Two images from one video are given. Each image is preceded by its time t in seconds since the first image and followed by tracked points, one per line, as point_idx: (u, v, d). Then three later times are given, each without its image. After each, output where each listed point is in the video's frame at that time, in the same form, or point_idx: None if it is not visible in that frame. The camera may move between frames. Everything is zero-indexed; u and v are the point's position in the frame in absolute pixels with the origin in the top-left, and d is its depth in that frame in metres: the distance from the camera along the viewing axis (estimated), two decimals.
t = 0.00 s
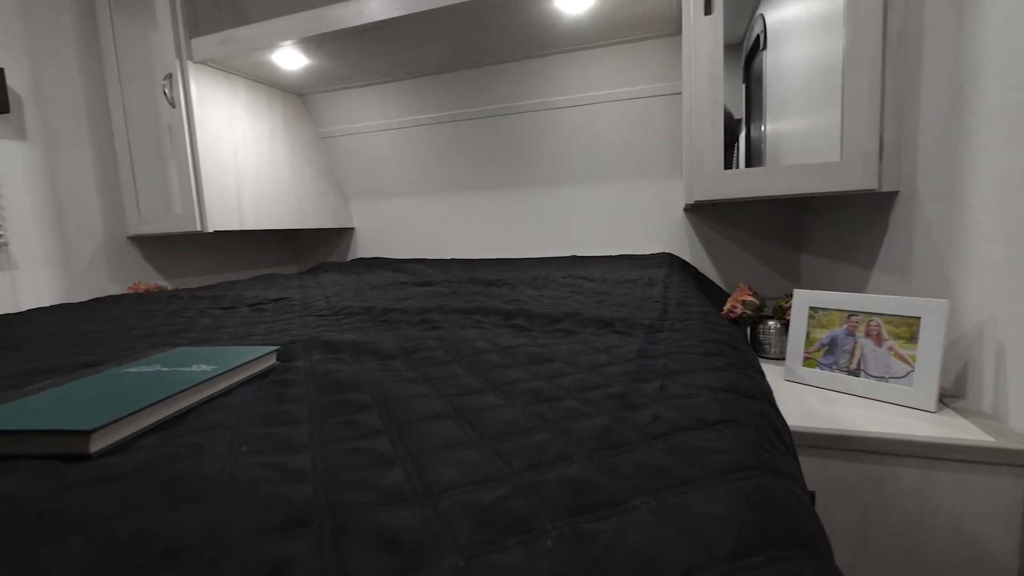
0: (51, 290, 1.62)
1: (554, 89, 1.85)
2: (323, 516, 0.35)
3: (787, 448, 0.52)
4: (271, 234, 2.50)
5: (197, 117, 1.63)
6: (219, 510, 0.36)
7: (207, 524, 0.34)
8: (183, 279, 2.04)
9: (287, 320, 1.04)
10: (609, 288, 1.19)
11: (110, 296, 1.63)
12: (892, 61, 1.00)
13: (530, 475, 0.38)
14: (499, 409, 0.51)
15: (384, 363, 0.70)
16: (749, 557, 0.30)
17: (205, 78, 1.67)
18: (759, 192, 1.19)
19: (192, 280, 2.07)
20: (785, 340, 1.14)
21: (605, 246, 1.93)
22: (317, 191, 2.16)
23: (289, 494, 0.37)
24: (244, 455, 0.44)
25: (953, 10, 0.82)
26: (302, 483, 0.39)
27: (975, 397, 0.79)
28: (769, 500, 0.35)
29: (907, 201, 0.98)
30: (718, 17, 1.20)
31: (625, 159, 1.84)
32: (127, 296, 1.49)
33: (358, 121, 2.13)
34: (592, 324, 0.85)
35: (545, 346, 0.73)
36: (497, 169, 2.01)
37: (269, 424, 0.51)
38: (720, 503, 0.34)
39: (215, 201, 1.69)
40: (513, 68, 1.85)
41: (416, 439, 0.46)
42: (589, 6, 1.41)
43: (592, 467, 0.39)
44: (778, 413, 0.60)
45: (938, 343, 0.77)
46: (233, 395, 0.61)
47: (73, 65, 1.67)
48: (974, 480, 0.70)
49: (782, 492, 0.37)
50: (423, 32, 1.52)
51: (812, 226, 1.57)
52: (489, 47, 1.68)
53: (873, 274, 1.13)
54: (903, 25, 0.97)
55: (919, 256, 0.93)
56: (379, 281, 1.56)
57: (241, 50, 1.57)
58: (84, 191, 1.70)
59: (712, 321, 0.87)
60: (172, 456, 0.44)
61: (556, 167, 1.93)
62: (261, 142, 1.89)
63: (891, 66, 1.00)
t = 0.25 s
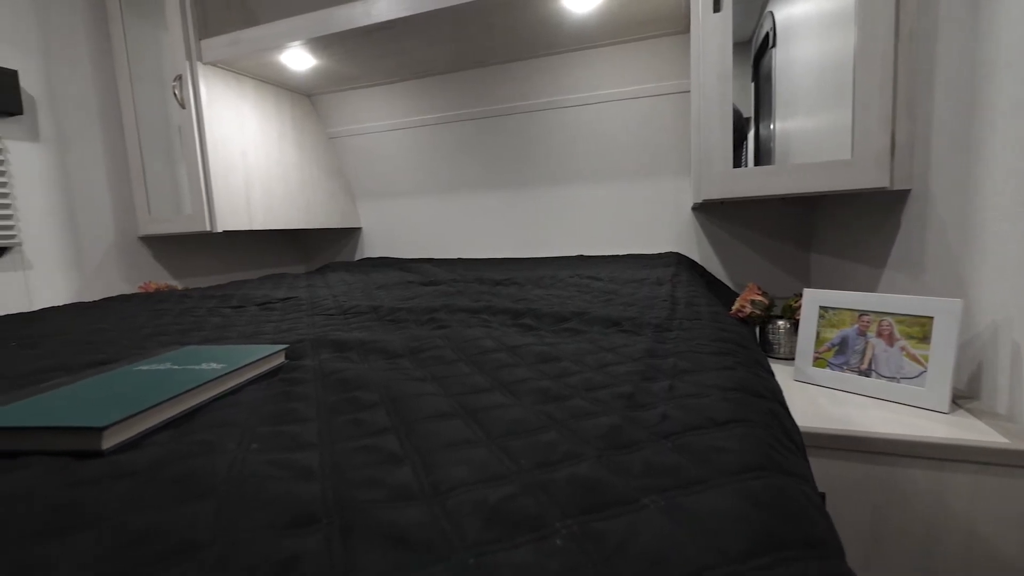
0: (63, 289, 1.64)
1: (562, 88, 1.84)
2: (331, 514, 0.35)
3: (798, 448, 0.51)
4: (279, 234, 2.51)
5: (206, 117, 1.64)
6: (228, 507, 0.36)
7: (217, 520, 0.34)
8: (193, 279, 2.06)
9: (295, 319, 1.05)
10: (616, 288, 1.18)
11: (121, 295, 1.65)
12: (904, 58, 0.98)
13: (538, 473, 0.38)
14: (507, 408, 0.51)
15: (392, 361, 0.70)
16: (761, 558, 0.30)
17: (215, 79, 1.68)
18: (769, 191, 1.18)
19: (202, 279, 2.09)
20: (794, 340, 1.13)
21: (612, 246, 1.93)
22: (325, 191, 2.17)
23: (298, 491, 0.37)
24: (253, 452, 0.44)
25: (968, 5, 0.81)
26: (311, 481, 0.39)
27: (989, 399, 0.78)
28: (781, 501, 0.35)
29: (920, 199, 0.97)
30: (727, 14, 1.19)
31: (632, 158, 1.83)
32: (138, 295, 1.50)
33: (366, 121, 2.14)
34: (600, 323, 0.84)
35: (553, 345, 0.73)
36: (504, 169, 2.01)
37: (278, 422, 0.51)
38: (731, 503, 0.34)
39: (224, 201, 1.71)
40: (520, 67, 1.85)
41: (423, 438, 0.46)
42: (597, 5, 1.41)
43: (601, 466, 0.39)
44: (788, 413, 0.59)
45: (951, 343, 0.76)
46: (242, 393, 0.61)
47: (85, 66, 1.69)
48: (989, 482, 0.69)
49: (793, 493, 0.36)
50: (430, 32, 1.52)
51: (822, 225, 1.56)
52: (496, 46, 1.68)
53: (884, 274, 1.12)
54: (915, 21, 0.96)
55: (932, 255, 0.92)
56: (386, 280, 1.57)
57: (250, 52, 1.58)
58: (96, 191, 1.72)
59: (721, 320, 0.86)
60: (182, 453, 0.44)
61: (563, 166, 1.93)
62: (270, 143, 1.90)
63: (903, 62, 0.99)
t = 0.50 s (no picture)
0: (75, 288, 1.66)
1: (569, 87, 1.84)
2: (340, 512, 0.35)
3: (809, 448, 0.51)
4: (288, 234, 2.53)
5: (216, 118, 1.66)
6: (239, 504, 0.36)
7: (228, 517, 0.34)
8: (203, 278, 2.07)
9: (304, 318, 1.06)
10: (624, 287, 1.18)
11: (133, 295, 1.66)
12: (917, 55, 0.97)
13: (548, 472, 0.38)
14: (515, 407, 0.51)
15: (400, 360, 0.70)
16: (773, 559, 0.29)
17: (225, 80, 1.69)
18: (779, 190, 1.17)
19: (212, 279, 2.11)
20: (805, 340, 1.12)
21: (620, 245, 1.92)
22: (333, 191, 2.18)
23: (308, 489, 0.37)
24: (263, 450, 0.44)
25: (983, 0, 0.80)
26: (321, 479, 0.39)
27: (1004, 400, 0.77)
28: (793, 501, 0.34)
29: (933, 197, 0.96)
30: (736, 12, 1.19)
31: (640, 157, 1.83)
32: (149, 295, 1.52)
33: (373, 121, 2.14)
34: (608, 322, 0.84)
35: (561, 344, 0.73)
36: (511, 168, 2.01)
37: (287, 420, 0.51)
38: (743, 503, 0.34)
39: (233, 202, 1.72)
40: (527, 66, 1.85)
41: (432, 436, 0.46)
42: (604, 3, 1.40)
43: (610, 466, 0.38)
44: (799, 413, 0.59)
45: (966, 344, 0.75)
46: (252, 391, 0.61)
47: (97, 69, 1.71)
48: (1005, 484, 0.68)
49: (805, 493, 0.36)
50: (438, 32, 1.53)
51: (833, 224, 1.54)
52: (503, 46, 1.68)
53: (896, 274, 1.10)
54: (927, 18, 0.95)
55: (945, 254, 0.91)
56: (394, 280, 1.57)
57: (259, 53, 1.59)
58: (108, 192, 1.74)
59: (731, 320, 0.86)
60: (192, 451, 0.45)
61: (570, 166, 1.92)
62: (279, 144, 1.91)
63: (915, 59, 0.98)
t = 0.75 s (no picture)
0: (88, 288, 1.68)
1: (577, 86, 1.83)
2: (350, 511, 0.35)
3: (822, 450, 0.50)
4: (297, 234, 2.55)
5: (226, 119, 1.67)
6: (250, 503, 0.36)
7: (239, 516, 0.34)
8: (214, 278, 2.09)
9: (312, 318, 1.06)
10: (632, 287, 1.17)
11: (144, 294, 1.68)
12: (931, 51, 0.96)
13: (557, 473, 0.38)
14: (524, 406, 0.51)
15: (408, 360, 0.71)
16: (787, 563, 0.29)
17: (234, 81, 1.71)
18: (789, 188, 1.16)
19: (222, 278, 2.13)
20: (815, 340, 1.12)
21: (628, 244, 1.91)
22: (341, 191, 2.19)
23: (318, 488, 0.37)
24: (273, 449, 0.45)
25: None
26: (330, 478, 0.39)
27: (1021, 402, 0.76)
28: (806, 503, 0.34)
29: (947, 196, 0.94)
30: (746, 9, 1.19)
31: (648, 156, 1.82)
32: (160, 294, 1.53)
33: (381, 121, 2.15)
34: (616, 322, 0.84)
35: (569, 344, 0.73)
36: (519, 168, 2.01)
37: (297, 419, 0.52)
38: (755, 504, 0.33)
39: (243, 202, 1.74)
40: (534, 65, 1.84)
41: (441, 436, 0.46)
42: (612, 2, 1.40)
43: (620, 466, 0.38)
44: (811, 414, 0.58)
45: (981, 344, 0.74)
46: (262, 390, 0.62)
47: (109, 71, 1.73)
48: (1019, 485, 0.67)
49: (819, 496, 0.36)
50: (445, 33, 1.53)
51: (844, 223, 1.53)
52: (511, 45, 1.68)
53: (909, 273, 1.09)
54: (941, 13, 0.94)
55: (960, 253, 0.90)
56: (402, 279, 1.58)
57: (268, 54, 1.60)
58: (120, 193, 1.76)
59: (740, 319, 0.85)
60: (203, 449, 0.45)
61: (577, 165, 1.92)
62: (288, 144, 1.92)
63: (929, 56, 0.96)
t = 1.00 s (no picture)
0: (101, 287, 1.70)
1: (586, 85, 1.83)
2: (360, 510, 0.35)
3: (835, 451, 0.49)
4: (306, 234, 2.57)
5: (236, 120, 1.69)
6: (261, 500, 0.36)
7: (250, 513, 0.35)
8: (224, 277, 2.12)
9: (321, 317, 1.07)
10: (641, 286, 1.17)
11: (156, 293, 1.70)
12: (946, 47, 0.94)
13: (567, 472, 0.38)
14: (533, 406, 0.51)
15: (417, 358, 0.71)
16: (801, 565, 0.29)
17: (244, 82, 1.72)
18: (800, 187, 1.15)
19: (232, 278, 2.15)
20: (827, 340, 1.10)
21: (636, 244, 1.91)
22: (349, 191, 2.20)
23: (328, 486, 0.38)
24: (283, 447, 0.45)
25: None
26: (340, 476, 0.39)
27: None
28: (820, 504, 0.33)
29: (963, 193, 0.93)
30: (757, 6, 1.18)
31: (657, 154, 1.81)
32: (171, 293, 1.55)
33: (389, 121, 2.16)
34: (625, 321, 0.83)
35: (578, 343, 0.72)
36: (527, 167, 2.01)
37: (306, 418, 0.52)
38: (768, 506, 0.33)
39: (254, 202, 1.75)
40: (542, 64, 1.84)
41: (450, 435, 0.46)
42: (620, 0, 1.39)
43: (631, 466, 0.38)
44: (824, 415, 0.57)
45: (998, 344, 0.73)
46: (272, 388, 0.62)
47: (121, 73, 1.75)
48: None
49: (834, 497, 0.35)
50: (454, 32, 1.53)
51: (856, 221, 1.51)
52: (518, 44, 1.68)
53: (923, 272, 1.07)
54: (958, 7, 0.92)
55: (976, 252, 0.88)
56: (410, 279, 1.58)
57: (278, 55, 1.61)
58: (132, 193, 1.78)
59: (751, 319, 0.84)
60: (214, 447, 0.45)
61: (585, 164, 1.91)
62: (297, 144, 1.93)
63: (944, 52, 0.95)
